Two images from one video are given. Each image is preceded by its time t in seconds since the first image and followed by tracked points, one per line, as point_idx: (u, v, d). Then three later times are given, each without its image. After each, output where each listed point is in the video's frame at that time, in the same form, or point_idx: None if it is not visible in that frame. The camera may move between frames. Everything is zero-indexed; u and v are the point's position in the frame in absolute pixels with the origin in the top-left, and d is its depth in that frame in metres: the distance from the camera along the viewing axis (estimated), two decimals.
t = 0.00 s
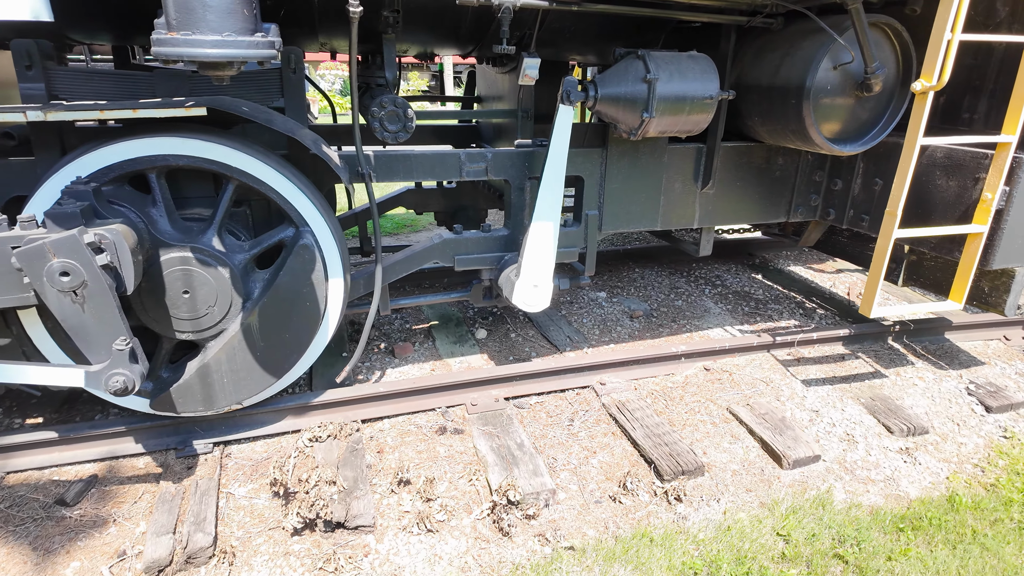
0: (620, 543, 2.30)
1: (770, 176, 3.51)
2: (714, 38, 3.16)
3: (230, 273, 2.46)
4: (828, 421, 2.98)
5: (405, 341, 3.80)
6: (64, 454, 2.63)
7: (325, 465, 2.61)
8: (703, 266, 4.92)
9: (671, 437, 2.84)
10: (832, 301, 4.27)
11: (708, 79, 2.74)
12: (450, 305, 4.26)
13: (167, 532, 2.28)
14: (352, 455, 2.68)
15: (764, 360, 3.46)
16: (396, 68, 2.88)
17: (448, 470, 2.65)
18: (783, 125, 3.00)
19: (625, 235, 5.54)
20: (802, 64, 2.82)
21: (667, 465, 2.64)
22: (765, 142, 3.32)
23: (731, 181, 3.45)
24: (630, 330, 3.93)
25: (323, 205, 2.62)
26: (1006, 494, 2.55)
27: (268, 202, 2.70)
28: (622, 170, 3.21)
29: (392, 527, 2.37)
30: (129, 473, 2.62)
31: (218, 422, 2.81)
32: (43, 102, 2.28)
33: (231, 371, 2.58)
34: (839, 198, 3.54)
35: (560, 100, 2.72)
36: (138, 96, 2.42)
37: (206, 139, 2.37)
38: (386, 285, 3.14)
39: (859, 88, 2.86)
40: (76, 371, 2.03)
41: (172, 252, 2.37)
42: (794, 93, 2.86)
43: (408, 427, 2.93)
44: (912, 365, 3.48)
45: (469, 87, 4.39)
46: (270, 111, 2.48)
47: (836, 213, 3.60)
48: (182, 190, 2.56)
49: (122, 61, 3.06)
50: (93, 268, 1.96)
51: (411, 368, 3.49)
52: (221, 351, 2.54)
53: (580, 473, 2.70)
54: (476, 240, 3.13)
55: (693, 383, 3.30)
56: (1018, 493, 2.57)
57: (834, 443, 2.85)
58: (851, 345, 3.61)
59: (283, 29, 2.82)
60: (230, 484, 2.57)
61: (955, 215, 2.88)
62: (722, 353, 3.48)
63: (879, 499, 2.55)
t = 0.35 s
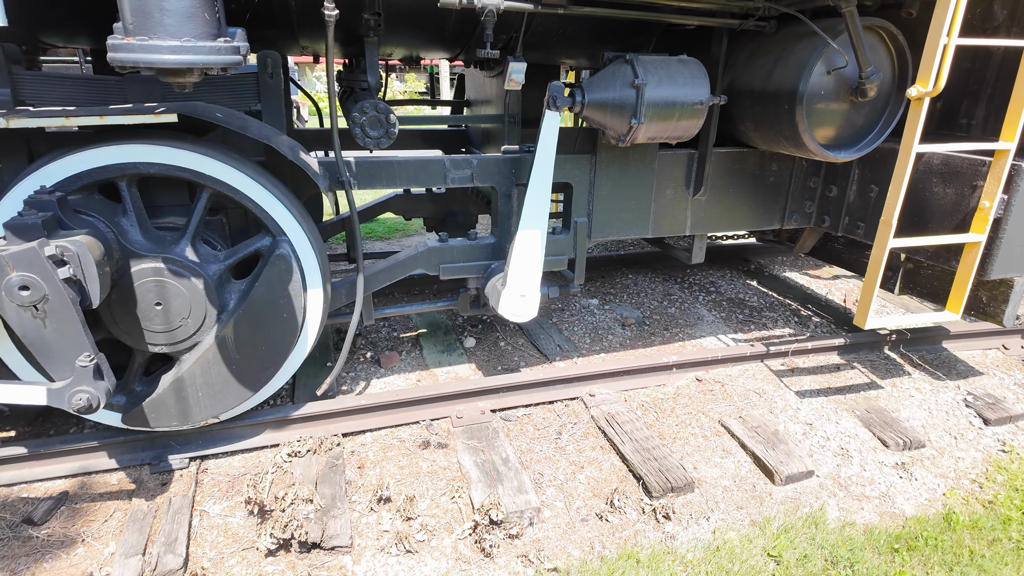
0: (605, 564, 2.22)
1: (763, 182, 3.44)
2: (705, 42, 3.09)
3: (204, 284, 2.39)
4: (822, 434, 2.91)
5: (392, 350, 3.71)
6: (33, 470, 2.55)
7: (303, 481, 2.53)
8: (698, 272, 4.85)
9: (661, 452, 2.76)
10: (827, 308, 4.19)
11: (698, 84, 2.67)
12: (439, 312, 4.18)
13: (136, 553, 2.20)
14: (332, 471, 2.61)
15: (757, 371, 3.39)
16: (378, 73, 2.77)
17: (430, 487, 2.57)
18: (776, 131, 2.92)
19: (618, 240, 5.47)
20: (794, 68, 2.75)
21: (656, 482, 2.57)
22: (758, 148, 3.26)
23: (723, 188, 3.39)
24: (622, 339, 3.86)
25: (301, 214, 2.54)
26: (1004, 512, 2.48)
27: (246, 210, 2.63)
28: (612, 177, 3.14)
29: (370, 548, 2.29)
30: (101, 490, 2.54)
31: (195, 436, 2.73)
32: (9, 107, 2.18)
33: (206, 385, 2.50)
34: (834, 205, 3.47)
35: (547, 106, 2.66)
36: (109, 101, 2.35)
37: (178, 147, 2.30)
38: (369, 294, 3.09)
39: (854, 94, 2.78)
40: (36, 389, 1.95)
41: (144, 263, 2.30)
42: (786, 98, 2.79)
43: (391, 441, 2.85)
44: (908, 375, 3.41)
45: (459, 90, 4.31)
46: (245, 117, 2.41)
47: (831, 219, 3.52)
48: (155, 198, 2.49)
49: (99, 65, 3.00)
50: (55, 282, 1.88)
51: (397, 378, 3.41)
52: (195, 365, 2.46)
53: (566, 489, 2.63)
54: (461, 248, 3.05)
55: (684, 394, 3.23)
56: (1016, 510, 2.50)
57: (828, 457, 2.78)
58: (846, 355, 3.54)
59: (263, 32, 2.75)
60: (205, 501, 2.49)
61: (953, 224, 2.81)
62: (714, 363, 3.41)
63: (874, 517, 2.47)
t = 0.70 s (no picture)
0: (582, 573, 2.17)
1: (751, 182, 3.39)
2: (690, 40, 3.05)
3: (175, 286, 2.34)
4: (808, 438, 2.86)
5: (375, 352, 3.66)
6: (3, 476, 2.50)
7: (277, 487, 2.49)
8: (688, 273, 4.81)
9: (643, 456, 2.71)
10: (818, 309, 4.15)
11: (680, 82, 2.63)
12: (425, 314, 4.13)
13: (102, 561, 2.15)
14: (307, 477, 2.56)
15: (744, 373, 3.34)
16: (356, 71, 2.74)
17: (406, 493, 2.52)
18: (761, 130, 2.88)
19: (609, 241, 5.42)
20: (779, 67, 2.71)
21: (637, 487, 2.52)
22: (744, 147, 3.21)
23: (710, 188, 3.34)
24: (609, 340, 3.81)
25: (275, 214, 2.50)
26: (991, 519, 2.43)
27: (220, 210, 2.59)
28: (595, 176, 3.09)
29: (342, 556, 2.24)
30: (71, 496, 2.49)
31: (169, 441, 2.68)
32: None
33: (178, 389, 2.46)
34: (822, 205, 3.43)
35: (527, 105, 2.61)
36: (77, 100, 2.30)
37: (146, 146, 2.25)
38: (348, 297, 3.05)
39: (839, 92, 2.74)
40: None
41: (112, 265, 2.25)
42: (771, 97, 2.74)
43: (369, 445, 2.80)
44: (898, 378, 3.36)
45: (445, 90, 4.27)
46: (216, 115, 2.36)
47: (820, 220, 3.48)
48: (126, 199, 2.44)
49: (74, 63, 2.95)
50: (12, 285, 1.84)
51: (379, 381, 3.36)
52: (166, 369, 2.41)
53: (546, 495, 2.58)
54: (442, 249, 2.99)
55: (670, 397, 3.18)
56: (1004, 517, 2.45)
57: (813, 462, 2.73)
58: (835, 357, 3.49)
59: (238, 31, 2.70)
60: (176, 508, 2.44)
61: (941, 225, 2.77)
62: (701, 365, 3.36)
63: (859, 523, 2.42)
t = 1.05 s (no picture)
0: None
1: (722, 185, 3.39)
2: (658, 43, 3.06)
3: (135, 289, 2.34)
4: (774, 440, 2.87)
5: (350, 355, 3.66)
6: None
7: (239, 490, 2.49)
8: (668, 275, 4.81)
9: (608, 459, 2.72)
10: (794, 311, 4.15)
11: (644, 86, 2.63)
12: (403, 316, 4.12)
13: (58, 565, 2.15)
14: (270, 480, 2.57)
15: (715, 375, 3.35)
16: (323, 76, 2.75)
17: (369, 496, 2.53)
18: (727, 133, 2.88)
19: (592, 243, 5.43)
20: (743, 70, 2.71)
21: (600, 489, 2.53)
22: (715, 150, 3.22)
23: (681, 191, 3.35)
24: (584, 342, 3.81)
25: (237, 218, 2.50)
26: (951, 521, 2.44)
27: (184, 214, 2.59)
28: (565, 179, 3.10)
29: (301, 559, 2.25)
30: (34, 499, 2.49)
31: (134, 444, 2.69)
32: None
33: (140, 393, 2.46)
34: (794, 207, 3.43)
35: (491, 108, 2.62)
36: (36, 104, 2.30)
37: (105, 150, 2.26)
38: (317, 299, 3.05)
39: (804, 95, 2.74)
40: None
41: (71, 268, 2.25)
42: (736, 100, 2.75)
43: (335, 448, 2.81)
44: (869, 380, 3.36)
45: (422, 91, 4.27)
46: (176, 119, 2.37)
47: (791, 222, 3.49)
48: (88, 202, 2.45)
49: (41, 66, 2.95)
50: None
51: (351, 383, 3.36)
52: (128, 372, 2.42)
53: (510, 497, 2.58)
54: (411, 252, 2.97)
55: (639, 399, 3.18)
56: (965, 519, 2.45)
57: (778, 464, 2.73)
58: (807, 359, 3.49)
59: (203, 34, 2.71)
60: (138, 511, 2.44)
61: (906, 227, 2.76)
62: (672, 368, 3.36)
63: (819, 526, 2.43)
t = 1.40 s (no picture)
0: None
1: (692, 189, 3.42)
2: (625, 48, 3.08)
3: (99, 293, 2.37)
4: (738, 443, 2.88)
5: (324, 357, 3.69)
6: None
7: (202, 491, 2.52)
8: (648, 278, 4.84)
9: (572, 461, 2.74)
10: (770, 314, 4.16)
11: (605, 92, 2.66)
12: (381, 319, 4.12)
13: (18, 565, 2.17)
14: (234, 481, 2.59)
15: (685, 378, 3.37)
16: (290, 81, 2.78)
17: (332, 498, 2.56)
18: (692, 138, 2.91)
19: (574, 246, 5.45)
20: (705, 76, 2.74)
21: (561, 491, 2.55)
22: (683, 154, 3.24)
23: (651, 195, 3.37)
24: (558, 345, 3.83)
25: (202, 222, 2.53)
26: (907, 523, 2.45)
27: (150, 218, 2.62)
28: (533, 184, 3.12)
29: (260, 560, 2.27)
30: None
31: (101, 446, 2.71)
32: None
33: (105, 396, 2.49)
34: (764, 211, 3.46)
35: (454, 113, 2.66)
36: None
37: (67, 155, 2.28)
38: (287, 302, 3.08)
39: (766, 101, 2.76)
40: None
41: (33, 273, 2.28)
42: (699, 106, 2.78)
43: (302, 451, 2.83)
44: (838, 383, 3.38)
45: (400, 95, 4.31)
46: (139, 125, 2.40)
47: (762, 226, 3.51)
48: (53, 207, 2.47)
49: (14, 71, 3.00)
50: None
51: (323, 386, 3.38)
52: (92, 375, 2.44)
53: (472, 499, 2.60)
54: (379, 255, 2.98)
55: (608, 402, 3.20)
56: (921, 522, 2.47)
57: (740, 467, 2.75)
58: (778, 362, 3.51)
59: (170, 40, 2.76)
60: (102, 512, 2.46)
61: (868, 231, 2.77)
62: (642, 370, 3.38)
63: (776, 528, 2.45)
